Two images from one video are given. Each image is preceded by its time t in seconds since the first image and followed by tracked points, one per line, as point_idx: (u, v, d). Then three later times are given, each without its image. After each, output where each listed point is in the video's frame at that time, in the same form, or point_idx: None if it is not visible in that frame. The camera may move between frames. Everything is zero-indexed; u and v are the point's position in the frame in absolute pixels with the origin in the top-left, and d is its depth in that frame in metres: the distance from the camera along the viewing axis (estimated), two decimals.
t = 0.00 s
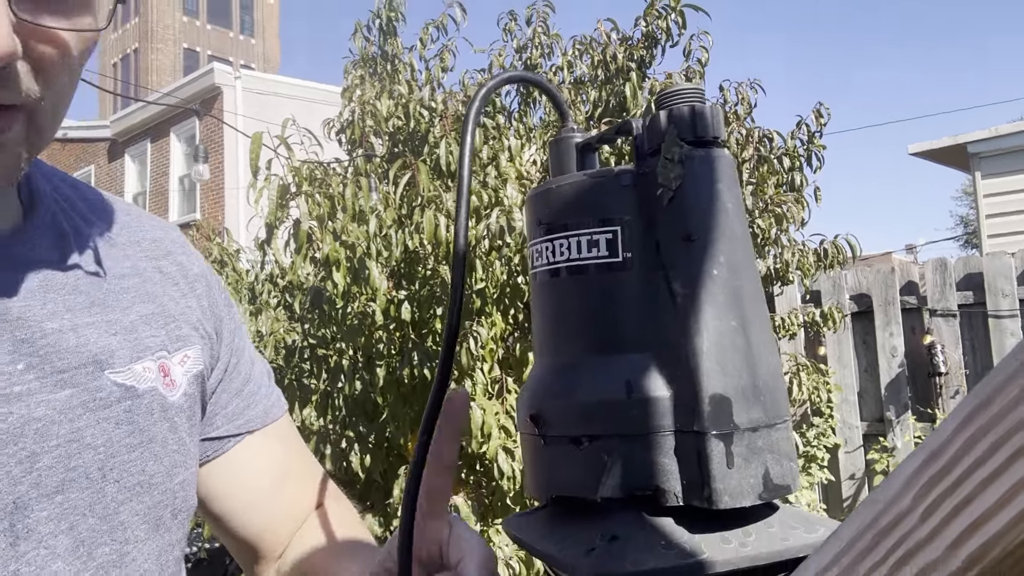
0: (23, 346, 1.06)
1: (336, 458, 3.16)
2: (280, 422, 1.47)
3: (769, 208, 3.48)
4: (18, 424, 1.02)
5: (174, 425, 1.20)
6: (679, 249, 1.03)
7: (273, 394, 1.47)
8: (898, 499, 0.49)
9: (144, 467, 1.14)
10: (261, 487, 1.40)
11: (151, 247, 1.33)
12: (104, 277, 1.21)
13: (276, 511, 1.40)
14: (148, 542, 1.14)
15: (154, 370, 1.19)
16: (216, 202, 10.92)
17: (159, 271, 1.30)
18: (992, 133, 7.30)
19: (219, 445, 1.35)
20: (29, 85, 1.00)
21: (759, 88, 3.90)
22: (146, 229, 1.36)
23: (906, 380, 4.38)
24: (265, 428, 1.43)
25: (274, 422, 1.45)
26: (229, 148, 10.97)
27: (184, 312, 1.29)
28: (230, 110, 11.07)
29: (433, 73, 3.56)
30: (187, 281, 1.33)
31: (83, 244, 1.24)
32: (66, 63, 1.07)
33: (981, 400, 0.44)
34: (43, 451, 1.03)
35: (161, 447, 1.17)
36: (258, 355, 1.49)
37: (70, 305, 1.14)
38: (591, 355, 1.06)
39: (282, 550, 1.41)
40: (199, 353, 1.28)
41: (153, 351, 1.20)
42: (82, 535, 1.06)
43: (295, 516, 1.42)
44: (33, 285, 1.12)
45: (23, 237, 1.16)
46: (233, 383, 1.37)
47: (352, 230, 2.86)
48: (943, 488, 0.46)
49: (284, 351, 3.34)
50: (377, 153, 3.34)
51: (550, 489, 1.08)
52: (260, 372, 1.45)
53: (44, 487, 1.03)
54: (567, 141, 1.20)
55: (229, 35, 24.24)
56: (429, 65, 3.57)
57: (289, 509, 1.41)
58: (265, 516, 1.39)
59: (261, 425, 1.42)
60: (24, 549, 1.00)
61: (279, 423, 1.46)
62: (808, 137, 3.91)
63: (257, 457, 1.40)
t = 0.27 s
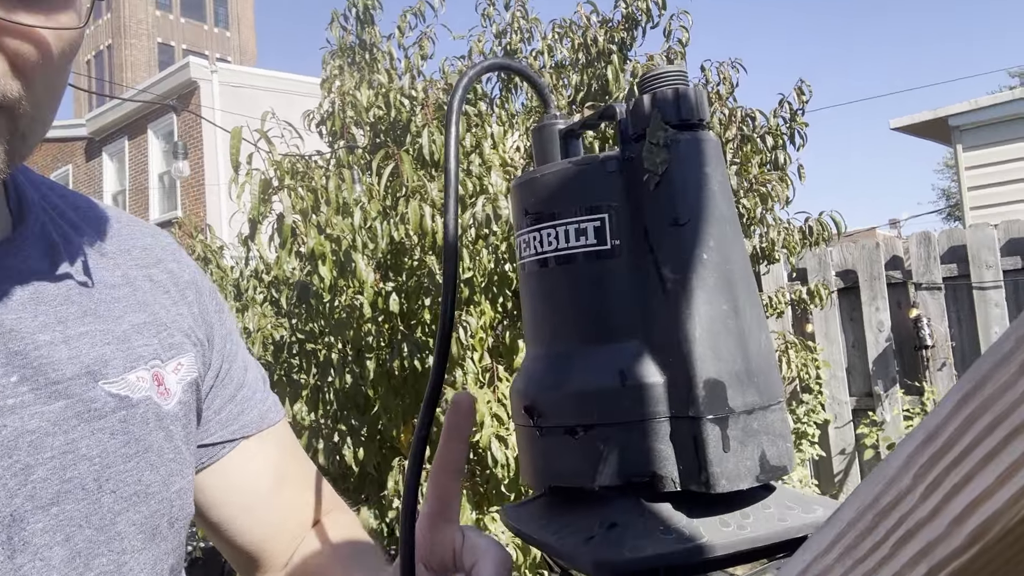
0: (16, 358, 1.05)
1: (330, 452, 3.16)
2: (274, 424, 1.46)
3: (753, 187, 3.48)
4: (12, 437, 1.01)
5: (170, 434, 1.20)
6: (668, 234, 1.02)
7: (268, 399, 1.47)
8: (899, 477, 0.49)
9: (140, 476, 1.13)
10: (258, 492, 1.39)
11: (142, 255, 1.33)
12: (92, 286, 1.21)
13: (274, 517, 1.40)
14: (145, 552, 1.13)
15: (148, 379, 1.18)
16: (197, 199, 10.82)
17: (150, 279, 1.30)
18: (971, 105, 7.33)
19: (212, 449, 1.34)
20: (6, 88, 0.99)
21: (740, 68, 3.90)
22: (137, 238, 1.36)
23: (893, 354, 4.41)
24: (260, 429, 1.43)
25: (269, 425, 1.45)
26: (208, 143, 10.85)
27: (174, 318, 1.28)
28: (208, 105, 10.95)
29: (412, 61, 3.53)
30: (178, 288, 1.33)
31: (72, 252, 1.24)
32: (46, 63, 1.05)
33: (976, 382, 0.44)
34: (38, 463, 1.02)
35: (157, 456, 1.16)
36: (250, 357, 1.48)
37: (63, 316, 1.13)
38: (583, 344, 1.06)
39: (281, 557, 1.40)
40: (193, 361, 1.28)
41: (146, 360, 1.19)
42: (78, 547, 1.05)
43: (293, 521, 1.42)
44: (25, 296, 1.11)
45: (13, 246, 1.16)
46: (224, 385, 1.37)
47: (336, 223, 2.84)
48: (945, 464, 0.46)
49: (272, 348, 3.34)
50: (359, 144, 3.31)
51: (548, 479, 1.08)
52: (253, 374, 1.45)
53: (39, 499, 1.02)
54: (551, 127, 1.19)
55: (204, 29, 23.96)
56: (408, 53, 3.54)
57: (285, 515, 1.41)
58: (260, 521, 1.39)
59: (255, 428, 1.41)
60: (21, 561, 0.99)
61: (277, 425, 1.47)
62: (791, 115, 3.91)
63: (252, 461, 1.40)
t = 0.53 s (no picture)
0: (12, 357, 1.06)
1: (319, 428, 3.16)
2: (268, 417, 1.48)
3: (735, 155, 3.49)
4: (9, 435, 1.02)
5: (164, 427, 1.21)
6: (649, 223, 1.03)
7: (261, 390, 1.47)
8: (871, 465, 0.50)
9: (136, 469, 1.15)
10: (251, 485, 1.41)
11: (132, 250, 1.34)
12: (93, 288, 1.22)
13: (268, 510, 1.42)
14: (140, 544, 1.15)
15: (141, 375, 1.19)
16: (176, 173, 10.69)
17: (140, 274, 1.30)
18: (951, 66, 7.34)
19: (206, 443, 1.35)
20: (3, 95, 1.03)
21: (721, 33, 3.88)
22: (127, 234, 1.37)
23: (873, 317, 4.48)
24: (253, 422, 1.44)
25: (262, 418, 1.46)
26: (185, 117, 10.69)
27: (167, 313, 1.29)
28: (183, 77, 10.76)
29: (391, 31, 3.48)
30: (168, 282, 1.33)
31: (69, 252, 1.24)
32: (42, 69, 1.08)
33: (943, 372, 0.46)
34: (35, 459, 1.04)
35: (152, 449, 1.18)
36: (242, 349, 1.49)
37: (56, 314, 1.14)
38: (568, 333, 1.07)
39: (273, 548, 1.43)
40: (185, 355, 1.29)
41: (138, 355, 1.20)
42: (76, 540, 1.07)
43: (287, 516, 1.43)
44: (19, 297, 1.12)
45: (6, 246, 1.16)
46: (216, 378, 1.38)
47: (318, 199, 2.83)
48: (916, 453, 0.48)
49: (258, 325, 3.35)
50: (339, 118, 3.28)
51: (536, 462, 1.10)
52: (246, 368, 1.46)
53: (38, 494, 1.04)
54: (530, 115, 1.19)
55: None
56: (386, 23, 3.50)
57: (280, 509, 1.43)
58: (253, 514, 1.41)
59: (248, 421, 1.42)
60: (19, 557, 1.01)
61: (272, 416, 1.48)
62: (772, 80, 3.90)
63: (247, 455, 1.41)
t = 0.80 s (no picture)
0: (24, 331, 1.08)
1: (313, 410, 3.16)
2: (265, 393, 1.49)
3: (727, 137, 3.50)
4: (22, 405, 1.04)
5: (169, 401, 1.23)
6: (644, 196, 1.05)
7: (257, 369, 1.49)
8: (845, 417, 0.53)
9: (144, 441, 1.17)
10: (248, 462, 1.42)
11: (135, 230, 1.34)
12: (103, 272, 1.22)
13: (261, 486, 1.43)
14: (149, 511, 1.17)
15: (146, 350, 1.20)
16: (165, 157, 10.62)
17: (143, 254, 1.31)
18: (940, 48, 7.36)
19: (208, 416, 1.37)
20: (16, 79, 1.05)
21: (713, 14, 3.88)
22: (131, 214, 1.37)
23: (862, 296, 4.52)
24: (252, 397, 1.45)
25: (260, 394, 1.47)
26: (174, 100, 10.61)
27: (171, 291, 1.30)
28: (171, 60, 10.66)
29: (381, 12, 3.47)
30: (169, 262, 1.34)
31: (79, 235, 1.25)
32: (56, 55, 1.10)
33: (913, 328, 0.48)
34: (47, 429, 1.06)
35: (158, 422, 1.19)
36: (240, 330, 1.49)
37: (65, 291, 1.15)
38: (565, 302, 1.08)
39: (267, 523, 1.45)
40: (188, 332, 1.30)
41: (144, 331, 1.21)
42: (87, 507, 1.08)
43: (279, 491, 1.45)
44: (27, 275, 1.13)
45: (14, 225, 1.17)
46: (216, 357, 1.38)
47: (309, 181, 2.81)
48: (889, 402, 0.50)
49: (251, 307, 3.36)
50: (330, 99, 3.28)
51: (530, 426, 1.12)
52: (245, 345, 1.47)
53: (50, 462, 1.05)
54: (534, 90, 1.20)
55: None
56: (376, 4, 3.48)
57: (272, 484, 1.45)
58: (248, 490, 1.43)
59: (246, 397, 1.44)
60: (33, 522, 1.03)
61: (266, 394, 1.49)
62: (763, 61, 3.91)
63: (243, 432, 1.43)
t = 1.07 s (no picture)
0: (23, 338, 1.08)
1: (318, 412, 3.15)
2: (268, 397, 1.49)
3: (734, 141, 3.50)
4: (20, 413, 1.04)
5: (169, 409, 1.22)
6: (652, 201, 1.04)
7: (259, 372, 1.49)
8: (861, 431, 0.51)
9: (143, 448, 1.16)
10: (250, 465, 1.42)
11: (137, 233, 1.35)
12: (105, 279, 1.23)
13: (262, 490, 1.43)
14: (146, 520, 1.16)
15: (145, 357, 1.21)
16: (173, 159, 10.66)
17: (145, 258, 1.31)
18: (949, 54, 7.33)
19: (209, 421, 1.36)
20: (19, 78, 1.05)
21: (721, 19, 3.88)
22: (134, 217, 1.39)
23: (870, 302, 4.50)
24: (254, 401, 1.45)
25: (263, 399, 1.47)
26: (182, 102, 10.64)
27: (171, 296, 1.30)
28: (180, 62, 10.70)
29: (389, 16, 3.48)
30: (171, 267, 1.34)
31: (81, 239, 1.26)
32: (58, 55, 1.10)
33: (933, 338, 0.47)
34: (45, 437, 1.06)
35: (156, 429, 1.19)
36: (242, 333, 1.50)
37: (65, 298, 1.16)
38: (571, 309, 1.08)
39: (268, 528, 1.44)
40: (188, 339, 1.30)
41: (144, 338, 1.22)
42: (83, 515, 1.08)
43: (281, 494, 1.45)
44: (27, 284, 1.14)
45: (16, 232, 1.19)
46: (215, 362, 1.38)
47: (317, 183, 2.82)
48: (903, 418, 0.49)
49: (257, 309, 3.36)
50: (338, 103, 3.28)
51: (535, 435, 1.11)
52: (245, 350, 1.47)
53: (47, 470, 1.05)
54: (538, 95, 1.19)
55: None
56: (384, 8, 3.49)
57: (274, 488, 1.44)
58: (249, 495, 1.42)
59: (249, 402, 1.44)
60: (30, 530, 1.03)
61: (268, 398, 1.48)
62: (771, 67, 3.90)
63: (244, 437, 1.42)
